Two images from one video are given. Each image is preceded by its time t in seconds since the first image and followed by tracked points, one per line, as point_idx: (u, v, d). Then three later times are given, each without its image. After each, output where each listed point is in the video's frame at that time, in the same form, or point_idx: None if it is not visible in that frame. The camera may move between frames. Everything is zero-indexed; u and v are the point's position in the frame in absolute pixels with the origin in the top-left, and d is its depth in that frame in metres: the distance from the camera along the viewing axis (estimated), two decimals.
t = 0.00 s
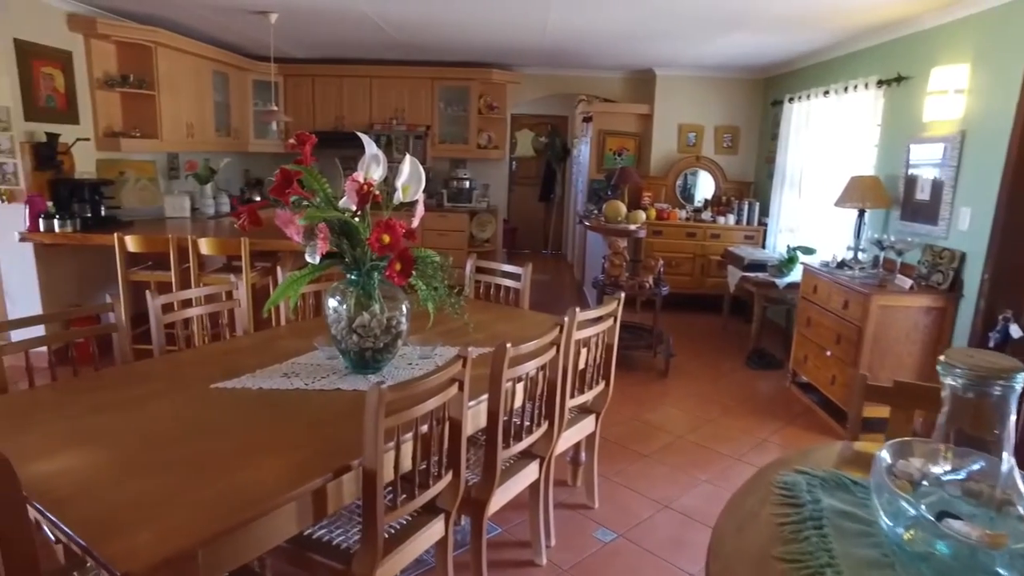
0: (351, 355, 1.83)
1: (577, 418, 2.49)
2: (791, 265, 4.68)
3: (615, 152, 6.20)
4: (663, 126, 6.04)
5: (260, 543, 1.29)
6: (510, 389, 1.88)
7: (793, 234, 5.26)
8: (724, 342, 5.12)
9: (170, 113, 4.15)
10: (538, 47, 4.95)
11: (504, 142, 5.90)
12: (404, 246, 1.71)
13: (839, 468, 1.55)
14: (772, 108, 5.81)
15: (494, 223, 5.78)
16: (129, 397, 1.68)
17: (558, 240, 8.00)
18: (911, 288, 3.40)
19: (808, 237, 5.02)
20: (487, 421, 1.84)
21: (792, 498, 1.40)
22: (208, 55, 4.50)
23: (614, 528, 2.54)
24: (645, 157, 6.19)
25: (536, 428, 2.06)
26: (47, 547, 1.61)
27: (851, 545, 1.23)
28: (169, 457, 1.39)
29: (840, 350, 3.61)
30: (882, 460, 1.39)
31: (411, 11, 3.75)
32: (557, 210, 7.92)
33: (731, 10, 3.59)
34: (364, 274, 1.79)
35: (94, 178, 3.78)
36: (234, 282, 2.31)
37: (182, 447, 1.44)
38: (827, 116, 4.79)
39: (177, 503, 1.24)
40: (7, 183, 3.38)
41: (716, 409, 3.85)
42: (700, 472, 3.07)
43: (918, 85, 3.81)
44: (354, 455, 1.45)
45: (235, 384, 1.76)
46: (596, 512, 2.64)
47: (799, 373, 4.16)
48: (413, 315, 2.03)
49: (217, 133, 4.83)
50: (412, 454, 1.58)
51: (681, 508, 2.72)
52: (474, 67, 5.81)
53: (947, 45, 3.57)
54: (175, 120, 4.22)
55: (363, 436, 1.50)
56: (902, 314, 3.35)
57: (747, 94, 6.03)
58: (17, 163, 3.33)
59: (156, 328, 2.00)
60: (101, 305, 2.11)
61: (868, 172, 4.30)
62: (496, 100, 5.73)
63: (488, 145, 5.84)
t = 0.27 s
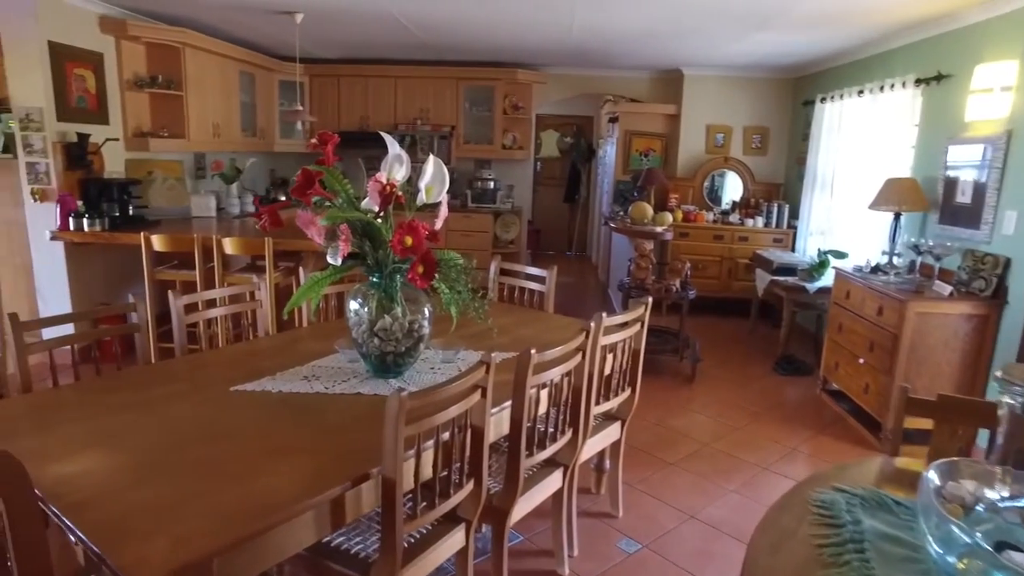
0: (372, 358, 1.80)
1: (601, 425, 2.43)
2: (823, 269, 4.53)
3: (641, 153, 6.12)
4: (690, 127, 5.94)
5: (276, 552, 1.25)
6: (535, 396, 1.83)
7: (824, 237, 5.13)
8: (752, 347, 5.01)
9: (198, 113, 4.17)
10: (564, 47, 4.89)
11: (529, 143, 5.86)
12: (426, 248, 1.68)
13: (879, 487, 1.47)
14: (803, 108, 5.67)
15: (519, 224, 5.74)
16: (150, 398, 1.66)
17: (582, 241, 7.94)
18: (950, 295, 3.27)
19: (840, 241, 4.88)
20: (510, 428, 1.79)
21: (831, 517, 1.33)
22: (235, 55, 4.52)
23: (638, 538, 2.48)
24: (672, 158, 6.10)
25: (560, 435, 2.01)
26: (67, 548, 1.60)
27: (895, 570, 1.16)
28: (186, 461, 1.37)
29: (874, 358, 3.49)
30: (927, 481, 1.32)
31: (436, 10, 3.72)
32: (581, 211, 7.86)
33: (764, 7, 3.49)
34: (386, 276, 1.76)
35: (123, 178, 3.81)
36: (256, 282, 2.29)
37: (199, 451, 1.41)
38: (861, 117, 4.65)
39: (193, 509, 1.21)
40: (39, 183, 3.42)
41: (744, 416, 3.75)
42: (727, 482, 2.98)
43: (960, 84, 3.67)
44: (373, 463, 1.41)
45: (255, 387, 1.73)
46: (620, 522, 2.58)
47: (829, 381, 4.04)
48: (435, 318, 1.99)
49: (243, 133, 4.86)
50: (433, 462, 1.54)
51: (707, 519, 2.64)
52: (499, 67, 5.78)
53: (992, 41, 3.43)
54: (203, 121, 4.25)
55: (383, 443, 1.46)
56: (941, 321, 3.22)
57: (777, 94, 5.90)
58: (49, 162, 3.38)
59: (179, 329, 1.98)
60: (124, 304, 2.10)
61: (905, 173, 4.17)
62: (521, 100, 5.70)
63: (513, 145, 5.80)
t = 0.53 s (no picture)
0: (395, 364, 1.78)
1: (630, 435, 2.36)
2: (859, 275, 4.40)
3: (671, 155, 6.01)
4: (722, 128, 5.82)
5: (294, 564, 1.22)
6: (562, 407, 1.78)
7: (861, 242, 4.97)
8: (784, 354, 4.87)
9: (228, 114, 4.20)
10: (595, 47, 4.82)
11: (558, 144, 5.81)
12: (452, 253, 1.64)
13: (928, 513, 1.38)
14: (839, 109, 5.51)
15: (546, 226, 5.68)
16: (171, 401, 1.64)
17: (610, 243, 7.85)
18: (998, 304, 3.12)
19: (878, 246, 4.72)
20: (536, 439, 1.74)
21: (877, 546, 1.25)
22: (264, 56, 4.54)
23: (666, 552, 2.41)
24: (703, 160, 5.98)
25: (587, 447, 1.94)
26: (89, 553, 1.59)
27: None
28: (206, 469, 1.34)
29: (914, 370, 3.36)
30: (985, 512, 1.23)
31: (465, 11, 3.68)
32: (609, 213, 7.77)
33: (802, 5, 3.38)
34: (410, 281, 1.73)
35: (154, 178, 3.85)
36: (281, 284, 2.25)
37: (220, 458, 1.38)
38: (902, 118, 4.49)
39: (211, 519, 1.18)
40: (75, 183, 3.49)
41: (777, 426, 3.64)
42: (759, 494, 2.89)
43: (1009, 83, 3.51)
44: (395, 474, 1.37)
45: (277, 392, 1.71)
46: (647, 534, 2.51)
47: (865, 391, 3.90)
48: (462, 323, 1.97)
49: (272, 134, 4.88)
50: (457, 474, 1.50)
51: (738, 533, 2.56)
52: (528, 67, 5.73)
53: None
54: (233, 121, 4.27)
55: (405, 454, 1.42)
56: (987, 332, 3.08)
57: (812, 94, 5.75)
58: (83, 163, 3.44)
59: (204, 331, 1.97)
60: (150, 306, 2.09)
61: (949, 176, 4.00)
62: (550, 100, 5.65)
63: (542, 146, 5.76)
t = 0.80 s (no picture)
0: (426, 371, 1.75)
1: (666, 447, 2.29)
2: (907, 283, 4.21)
3: (710, 157, 5.88)
4: (763, 130, 5.66)
5: None
6: (597, 419, 1.71)
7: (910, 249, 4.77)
8: (826, 363, 4.71)
9: (265, 115, 4.23)
10: (633, 48, 4.73)
11: (594, 145, 5.74)
12: (485, 259, 1.60)
13: (994, 548, 1.27)
14: (887, 110, 5.30)
15: (581, 228, 5.64)
16: (201, 404, 1.63)
17: (646, 246, 7.74)
18: None
19: (928, 253, 4.53)
20: (570, 452, 1.68)
21: None
22: (301, 58, 4.57)
23: (702, 569, 2.32)
24: (742, 163, 5.83)
25: (623, 460, 1.88)
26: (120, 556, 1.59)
27: None
28: (233, 478, 1.31)
29: (967, 384, 3.19)
30: None
31: (500, 10, 3.63)
32: (646, 215, 7.66)
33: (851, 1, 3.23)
34: (442, 287, 1.69)
35: (193, 179, 3.90)
36: (311, 288, 2.21)
37: (246, 467, 1.35)
38: (955, 119, 4.29)
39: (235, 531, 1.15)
40: (117, 183, 3.54)
41: (819, 439, 3.51)
42: (799, 511, 2.78)
43: None
44: (423, 489, 1.32)
45: (307, 398, 1.68)
46: (683, 550, 2.42)
47: (914, 405, 3.73)
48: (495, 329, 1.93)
49: (308, 134, 4.92)
50: (487, 488, 1.45)
51: (778, 552, 2.45)
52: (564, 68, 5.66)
53: None
54: (270, 123, 4.31)
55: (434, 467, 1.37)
56: None
57: (859, 95, 5.54)
58: (126, 164, 3.49)
59: (235, 333, 1.96)
60: (183, 307, 2.09)
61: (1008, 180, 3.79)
62: (586, 101, 5.59)
63: (577, 147, 5.70)
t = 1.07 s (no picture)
0: (460, 377, 1.71)
1: (705, 460, 2.20)
2: (964, 292, 4.01)
3: (753, 159, 5.71)
4: (810, 131, 5.48)
5: None
6: (635, 431, 1.65)
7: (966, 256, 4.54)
8: (874, 374, 4.52)
9: (305, 114, 4.27)
10: (675, 47, 4.62)
11: (633, 146, 5.65)
12: (521, 263, 1.56)
13: None
14: (943, 110, 5.07)
15: (620, 231, 5.55)
16: (233, 406, 1.62)
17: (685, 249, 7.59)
18: None
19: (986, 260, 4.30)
20: (606, 465, 1.62)
21: None
22: (341, 58, 4.60)
23: None
24: (787, 165, 5.65)
25: (661, 474, 1.81)
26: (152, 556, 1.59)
27: None
28: (262, 483, 1.29)
29: None
30: None
31: (539, 9, 3.57)
32: (686, 218, 7.52)
33: None
34: (477, 291, 1.65)
35: (234, 178, 3.95)
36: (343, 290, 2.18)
37: (276, 472, 1.33)
38: (1018, 119, 4.06)
39: (262, 538, 1.13)
40: (161, 182, 3.60)
41: (866, 453, 3.36)
42: (846, 529, 2.65)
43: None
44: (454, 500, 1.28)
45: (338, 402, 1.66)
46: (722, 567, 2.33)
47: (969, 420, 3.54)
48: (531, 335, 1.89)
49: (348, 134, 4.95)
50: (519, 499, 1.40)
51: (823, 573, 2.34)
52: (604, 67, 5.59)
53: None
54: (310, 122, 4.35)
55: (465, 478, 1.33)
56: None
57: (912, 94, 5.31)
58: (169, 163, 3.55)
59: (268, 332, 1.95)
60: (217, 307, 2.09)
61: None
62: (627, 101, 5.51)
63: (617, 149, 5.61)
